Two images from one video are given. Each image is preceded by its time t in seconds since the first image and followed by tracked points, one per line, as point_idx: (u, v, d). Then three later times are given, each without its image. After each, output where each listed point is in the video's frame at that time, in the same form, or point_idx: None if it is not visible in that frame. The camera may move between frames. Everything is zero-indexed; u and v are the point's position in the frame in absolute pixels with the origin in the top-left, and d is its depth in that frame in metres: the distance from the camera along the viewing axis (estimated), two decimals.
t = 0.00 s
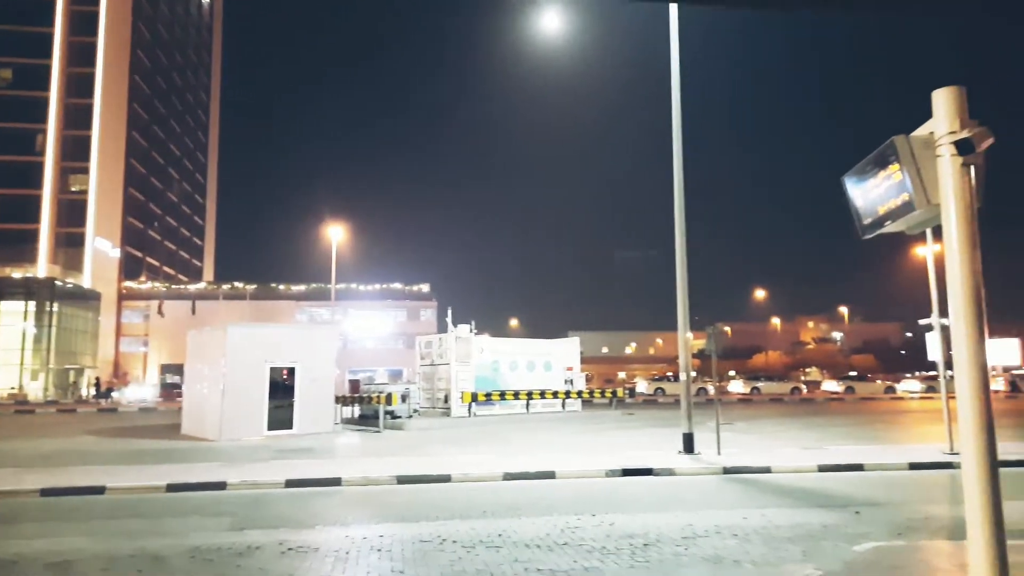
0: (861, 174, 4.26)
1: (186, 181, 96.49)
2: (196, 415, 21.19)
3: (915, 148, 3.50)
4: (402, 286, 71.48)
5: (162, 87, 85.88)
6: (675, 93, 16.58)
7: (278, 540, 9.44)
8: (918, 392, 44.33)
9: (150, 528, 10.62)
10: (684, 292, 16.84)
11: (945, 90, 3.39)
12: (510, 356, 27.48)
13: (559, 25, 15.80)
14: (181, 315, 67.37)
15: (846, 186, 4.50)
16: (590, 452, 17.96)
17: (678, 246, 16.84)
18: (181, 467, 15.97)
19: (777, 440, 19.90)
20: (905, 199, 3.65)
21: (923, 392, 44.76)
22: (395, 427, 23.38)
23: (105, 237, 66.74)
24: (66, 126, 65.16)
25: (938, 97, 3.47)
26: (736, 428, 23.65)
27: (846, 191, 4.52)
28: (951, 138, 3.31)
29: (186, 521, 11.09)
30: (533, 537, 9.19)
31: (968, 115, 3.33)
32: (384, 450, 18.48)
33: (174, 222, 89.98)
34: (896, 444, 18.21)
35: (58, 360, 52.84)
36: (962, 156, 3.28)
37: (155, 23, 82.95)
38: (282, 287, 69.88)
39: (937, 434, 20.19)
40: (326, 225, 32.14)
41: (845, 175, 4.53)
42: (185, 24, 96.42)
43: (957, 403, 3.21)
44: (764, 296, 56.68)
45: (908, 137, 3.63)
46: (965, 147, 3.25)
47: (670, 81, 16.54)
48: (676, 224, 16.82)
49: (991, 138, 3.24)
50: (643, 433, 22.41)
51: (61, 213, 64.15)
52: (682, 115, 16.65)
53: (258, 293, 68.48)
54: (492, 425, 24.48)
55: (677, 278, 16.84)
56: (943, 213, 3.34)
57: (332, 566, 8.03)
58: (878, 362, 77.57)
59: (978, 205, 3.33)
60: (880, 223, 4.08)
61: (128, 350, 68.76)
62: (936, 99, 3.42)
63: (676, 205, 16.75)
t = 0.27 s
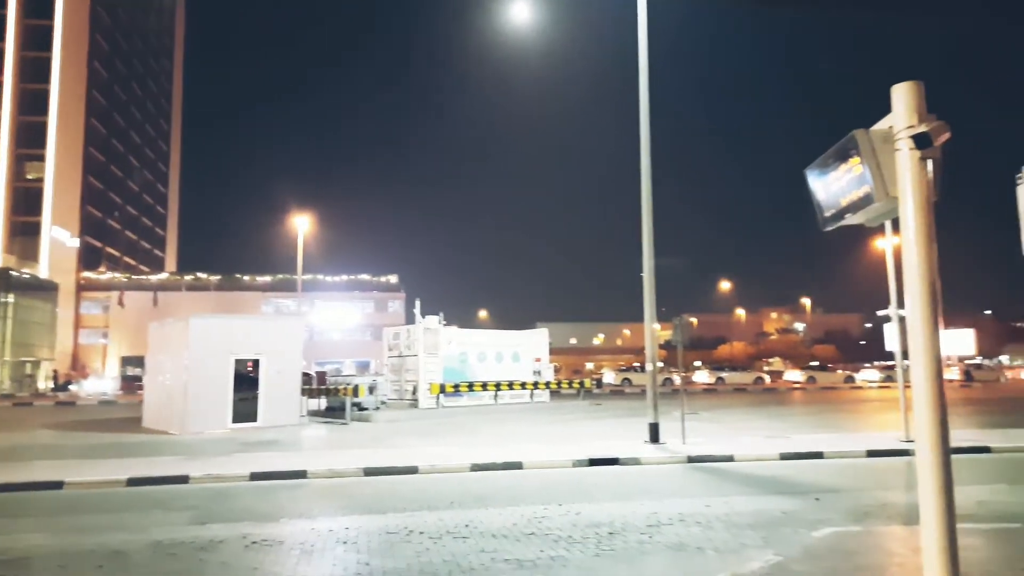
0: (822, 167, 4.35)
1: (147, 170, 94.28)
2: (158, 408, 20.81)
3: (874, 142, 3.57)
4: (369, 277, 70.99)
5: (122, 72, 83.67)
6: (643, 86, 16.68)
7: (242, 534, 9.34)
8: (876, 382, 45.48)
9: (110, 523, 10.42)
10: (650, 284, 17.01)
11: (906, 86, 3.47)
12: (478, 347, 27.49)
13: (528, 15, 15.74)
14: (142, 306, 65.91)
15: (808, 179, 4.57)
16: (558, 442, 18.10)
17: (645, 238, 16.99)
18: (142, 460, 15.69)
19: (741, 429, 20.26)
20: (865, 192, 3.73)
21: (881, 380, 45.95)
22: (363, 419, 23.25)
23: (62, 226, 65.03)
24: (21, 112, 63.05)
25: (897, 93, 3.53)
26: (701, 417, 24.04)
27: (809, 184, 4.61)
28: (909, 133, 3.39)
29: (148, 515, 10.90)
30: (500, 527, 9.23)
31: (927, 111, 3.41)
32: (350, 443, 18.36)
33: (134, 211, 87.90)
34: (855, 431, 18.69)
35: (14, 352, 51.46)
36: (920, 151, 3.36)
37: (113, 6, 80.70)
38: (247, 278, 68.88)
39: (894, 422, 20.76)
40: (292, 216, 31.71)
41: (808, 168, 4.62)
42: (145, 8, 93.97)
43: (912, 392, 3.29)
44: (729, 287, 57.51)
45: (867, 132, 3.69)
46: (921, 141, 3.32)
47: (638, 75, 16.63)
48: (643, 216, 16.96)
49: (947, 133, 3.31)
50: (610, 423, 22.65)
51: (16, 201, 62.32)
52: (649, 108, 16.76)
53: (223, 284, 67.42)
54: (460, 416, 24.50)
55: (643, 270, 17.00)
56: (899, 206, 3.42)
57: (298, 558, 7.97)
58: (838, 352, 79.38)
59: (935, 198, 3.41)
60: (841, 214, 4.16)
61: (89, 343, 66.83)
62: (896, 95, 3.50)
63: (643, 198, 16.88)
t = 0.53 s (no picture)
0: (807, 167, 4.38)
1: (132, 165, 93.38)
2: (142, 405, 20.65)
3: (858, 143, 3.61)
4: (356, 274, 70.79)
5: (106, 66, 82.83)
6: (631, 84, 16.70)
7: (227, 532, 9.27)
8: (860, 381, 45.88)
9: (93, 520, 10.32)
10: (638, 282, 17.06)
11: (889, 87, 3.52)
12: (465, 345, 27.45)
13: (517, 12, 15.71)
14: (126, 302, 65.25)
15: (794, 179, 4.61)
16: (544, 440, 18.12)
17: (632, 236, 17.04)
18: (126, 458, 15.54)
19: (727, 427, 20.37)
20: (849, 192, 3.77)
21: (865, 379, 46.33)
22: (349, 416, 23.19)
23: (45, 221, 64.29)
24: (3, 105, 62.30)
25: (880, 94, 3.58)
26: (687, 415, 24.15)
27: (793, 184, 4.65)
28: (892, 133, 3.43)
29: (131, 513, 10.79)
30: (487, 524, 9.23)
31: (912, 111, 3.45)
32: (337, 440, 18.30)
33: (119, 206, 87.03)
34: (840, 430, 18.84)
35: None
36: (903, 152, 3.41)
37: None
38: (232, 274, 68.48)
39: (878, 420, 20.95)
40: (279, 212, 31.50)
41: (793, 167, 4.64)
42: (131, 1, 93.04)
43: (894, 390, 3.35)
44: (716, 286, 57.76)
45: (852, 132, 3.72)
46: (903, 140, 3.38)
47: (626, 74, 16.65)
48: (631, 215, 17.00)
49: (930, 133, 3.36)
50: (596, 421, 22.72)
51: None
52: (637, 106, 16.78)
53: (208, 280, 66.95)
54: (447, 414, 24.47)
55: (631, 268, 17.04)
56: (884, 206, 3.46)
57: (284, 556, 7.93)
58: (823, 351, 79.98)
59: (917, 200, 3.46)
60: (826, 214, 4.20)
61: (72, 339, 65.99)
62: (880, 96, 3.55)
63: (631, 196, 16.92)
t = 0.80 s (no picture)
0: (791, 172, 4.43)
1: (117, 167, 92.60)
2: (127, 410, 20.47)
3: (841, 148, 3.67)
4: (343, 278, 70.52)
5: (91, 67, 82.16)
6: (618, 89, 16.77)
7: (212, 537, 9.21)
8: (846, 383, 46.21)
9: (76, 526, 10.22)
10: (625, 286, 17.12)
11: (872, 93, 3.60)
12: (454, 348, 27.43)
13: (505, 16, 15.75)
14: (111, 306, 64.66)
15: (779, 183, 4.65)
16: (532, 443, 18.13)
17: (620, 240, 17.09)
18: (110, 463, 15.41)
19: (713, 430, 20.47)
20: (832, 196, 3.82)
21: (850, 382, 46.65)
22: (337, 420, 23.10)
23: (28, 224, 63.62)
24: None
25: (862, 101, 3.64)
26: (674, 418, 24.25)
27: (779, 188, 4.69)
28: (876, 138, 3.50)
29: (115, 519, 10.70)
30: (474, 528, 9.22)
31: (894, 116, 3.52)
32: (324, 445, 18.21)
33: (103, 209, 86.23)
34: (825, 432, 18.97)
35: None
36: (886, 157, 3.47)
37: None
38: (219, 277, 68.03)
39: (863, 423, 21.11)
40: (266, 215, 31.37)
41: (779, 172, 4.68)
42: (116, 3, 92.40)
43: (878, 394, 3.40)
44: (704, 290, 58.03)
45: (835, 138, 3.76)
46: (887, 147, 3.43)
47: (613, 78, 16.72)
48: (618, 219, 17.05)
49: (912, 138, 3.43)
50: (584, 424, 22.75)
51: None
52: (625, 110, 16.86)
53: (194, 284, 66.47)
54: (435, 417, 24.44)
55: (619, 272, 17.10)
56: (867, 210, 3.52)
57: (269, 561, 7.88)
58: (809, 354, 80.50)
59: (900, 204, 3.53)
60: (811, 219, 4.25)
61: (55, 343, 65.36)
62: (863, 101, 3.62)
63: (619, 201, 16.98)
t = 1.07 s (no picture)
0: (781, 172, 4.44)
1: (104, 164, 91.85)
2: (114, 409, 20.32)
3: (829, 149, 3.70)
4: (333, 277, 70.29)
5: (79, 63, 81.44)
6: (609, 89, 16.80)
7: (200, 537, 9.16)
8: (833, 384, 46.51)
9: (62, 526, 10.13)
10: (615, 285, 17.16)
11: (860, 95, 3.64)
12: (443, 348, 27.40)
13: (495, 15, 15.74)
14: (98, 303, 64.10)
15: (768, 183, 4.67)
16: (522, 443, 18.14)
17: (610, 240, 17.12)
18: (97, 462, 15.29)
19: (702, 430, 20.56)
20: (822, 196, 3.84)
21: (838, 383, 46.92)
22: (325, 419, 23.04)
23: (14, 222, 63.01)
24: None
25: (852, 101, 3.67)
26: (664, 418, 24.34)
27: (767, 189, 4.72)
28: (864, 139, 3.54)
29: (101, 519, 10.62)
30: (463, 528, 9.22)
31: (881, 119, 3.57)
32: (313, 444, 18.15)
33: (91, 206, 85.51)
34: (812, 432, 19.10)
35: None
36: (874, 159, 3.52)
37: None
38: (207, 276, 67.62)
39: (850, 423, 21.26)
40: (255, 213, 31.20)
41: (767, 173, 4.70)
42: None
43: (866, 393, 3.43)
44: (693, 290, 58.21)
45: (823, 138, 3.78)
46: (875, 148, 3.47)
47: (603, 78, 16.76)
48: (608, 219, 17.08)
49: (900, 140, 3.47)
50: (574, 424, 22.80)
51: None
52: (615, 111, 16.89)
53: (182, 282, 66.09)
54: (424, 417, 24.42)
55: (608, 272, 17.13)
56: (855, 212, 3.57)
57: (257, 561, 7.85)
58: (796, 354, 80.92)
59: (888, 205, 3.57)
60: (800, 220, 4.28)
61: (41, 341, 64.82)
62: (852, 103, 3.66)
63: (609, 201, 17.02)
